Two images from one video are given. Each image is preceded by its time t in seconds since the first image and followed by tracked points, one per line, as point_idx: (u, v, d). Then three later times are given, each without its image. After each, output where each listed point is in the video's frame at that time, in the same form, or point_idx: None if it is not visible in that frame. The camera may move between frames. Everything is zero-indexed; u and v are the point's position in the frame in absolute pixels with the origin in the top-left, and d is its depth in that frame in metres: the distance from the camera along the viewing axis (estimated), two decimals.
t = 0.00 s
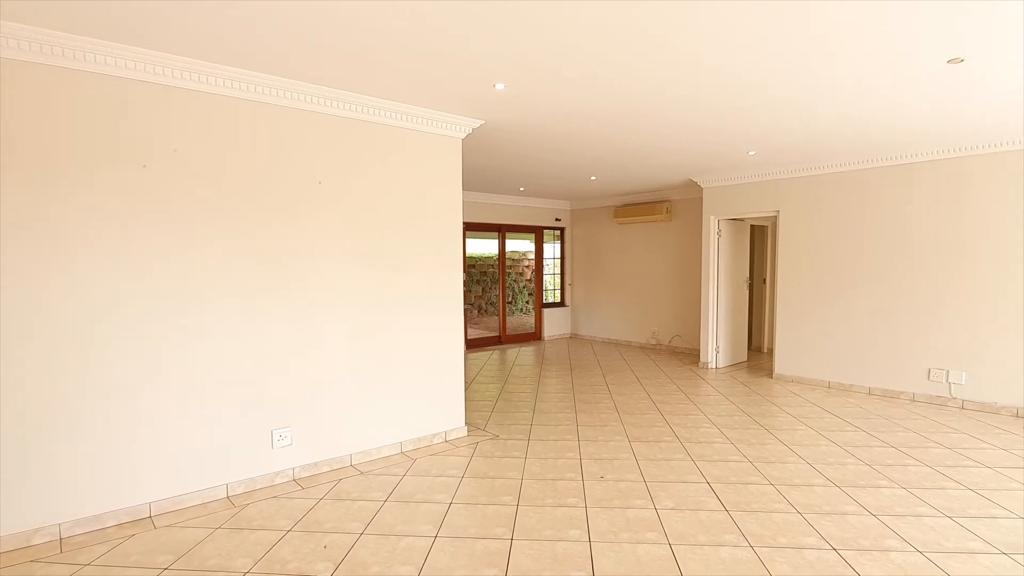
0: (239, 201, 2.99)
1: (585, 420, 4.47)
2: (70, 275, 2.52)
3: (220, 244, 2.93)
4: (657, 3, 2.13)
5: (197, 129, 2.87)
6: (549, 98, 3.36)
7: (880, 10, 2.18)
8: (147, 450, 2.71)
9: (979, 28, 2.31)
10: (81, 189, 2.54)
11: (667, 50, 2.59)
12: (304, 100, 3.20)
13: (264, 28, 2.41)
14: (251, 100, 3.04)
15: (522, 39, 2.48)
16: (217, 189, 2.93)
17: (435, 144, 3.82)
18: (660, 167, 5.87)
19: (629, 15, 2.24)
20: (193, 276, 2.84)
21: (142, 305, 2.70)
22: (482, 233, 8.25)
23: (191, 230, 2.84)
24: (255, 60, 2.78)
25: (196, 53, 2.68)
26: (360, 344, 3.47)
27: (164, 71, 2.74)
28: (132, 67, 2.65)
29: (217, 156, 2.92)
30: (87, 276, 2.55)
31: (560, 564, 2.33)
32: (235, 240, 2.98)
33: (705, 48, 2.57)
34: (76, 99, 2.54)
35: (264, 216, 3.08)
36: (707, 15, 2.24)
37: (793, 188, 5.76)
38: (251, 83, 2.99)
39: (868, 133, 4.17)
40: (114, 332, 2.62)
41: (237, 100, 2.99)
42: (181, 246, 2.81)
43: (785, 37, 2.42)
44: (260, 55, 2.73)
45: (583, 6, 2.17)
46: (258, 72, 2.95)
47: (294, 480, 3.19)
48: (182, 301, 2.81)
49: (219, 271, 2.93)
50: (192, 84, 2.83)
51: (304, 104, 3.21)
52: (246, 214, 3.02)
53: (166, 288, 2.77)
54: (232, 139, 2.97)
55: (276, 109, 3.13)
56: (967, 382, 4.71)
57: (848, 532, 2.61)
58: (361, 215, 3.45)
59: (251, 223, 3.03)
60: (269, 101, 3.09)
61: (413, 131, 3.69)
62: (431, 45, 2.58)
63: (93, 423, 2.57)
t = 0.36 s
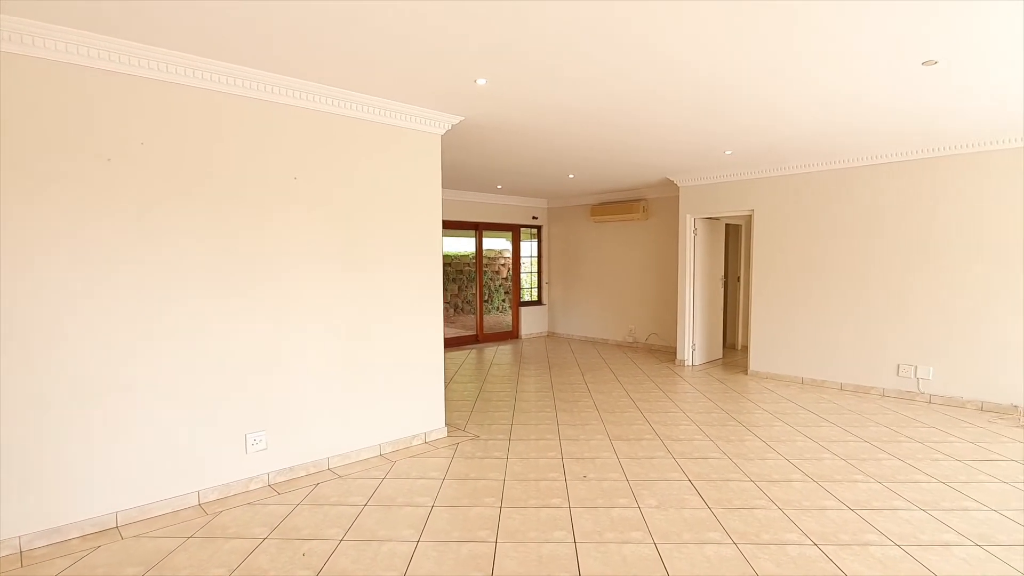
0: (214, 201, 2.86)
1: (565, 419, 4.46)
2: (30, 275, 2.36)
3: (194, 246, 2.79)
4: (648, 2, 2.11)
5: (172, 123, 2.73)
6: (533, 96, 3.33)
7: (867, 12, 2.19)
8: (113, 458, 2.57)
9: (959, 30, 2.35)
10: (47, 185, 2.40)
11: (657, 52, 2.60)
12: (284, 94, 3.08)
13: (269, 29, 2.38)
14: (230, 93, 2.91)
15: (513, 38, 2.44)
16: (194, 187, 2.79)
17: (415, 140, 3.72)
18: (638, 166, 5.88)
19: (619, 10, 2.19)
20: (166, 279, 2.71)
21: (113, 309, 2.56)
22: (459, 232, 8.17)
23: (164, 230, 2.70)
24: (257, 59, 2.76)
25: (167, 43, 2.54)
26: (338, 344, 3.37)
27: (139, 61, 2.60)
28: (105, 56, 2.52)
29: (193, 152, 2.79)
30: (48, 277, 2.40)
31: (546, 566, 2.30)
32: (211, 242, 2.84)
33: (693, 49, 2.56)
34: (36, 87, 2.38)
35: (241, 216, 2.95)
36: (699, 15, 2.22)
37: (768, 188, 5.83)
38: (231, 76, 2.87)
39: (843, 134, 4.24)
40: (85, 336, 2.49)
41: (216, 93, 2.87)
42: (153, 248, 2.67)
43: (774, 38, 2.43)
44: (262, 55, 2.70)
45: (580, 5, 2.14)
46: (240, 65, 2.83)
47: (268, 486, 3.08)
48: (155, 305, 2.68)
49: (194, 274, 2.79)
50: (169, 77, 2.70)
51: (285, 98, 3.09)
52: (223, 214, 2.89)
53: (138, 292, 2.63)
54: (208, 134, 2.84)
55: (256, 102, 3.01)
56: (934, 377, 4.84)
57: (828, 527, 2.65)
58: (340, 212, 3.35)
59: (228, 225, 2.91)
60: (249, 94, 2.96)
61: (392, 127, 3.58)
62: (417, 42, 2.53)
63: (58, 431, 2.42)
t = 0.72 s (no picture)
0: (174, 197, 2.73)
1: (539, 419, 4.43)
2: None
3: (154, 245, 2.66)
4: None
5: (132, 114, 2.60)
6: (509, 93, 3.29)
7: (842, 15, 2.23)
8: (67, 470, 2.42)
9: (927, 36, 2.42)
10: None
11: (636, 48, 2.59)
12: (251, 87, 2.97)
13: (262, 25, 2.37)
14: (193, 85, 2.78)
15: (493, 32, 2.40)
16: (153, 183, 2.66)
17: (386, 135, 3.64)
18: (611, 165, 5.90)
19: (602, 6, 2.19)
20: (124, 280, 2.57)
21: (67, 312, 2.41)
22: (430, 230, 8.07)
23: (121, 229, 2.56)
24: (223, 50, 2.64)
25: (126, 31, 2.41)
26: (308, 346, 3.26)
27: (95, 49, 2.46)
28: (58, 43, 2.37)
29: (153, 145, 2.66)
30: None
31: (526, 570, 2.26)
32: (171, 241, 2.72)
33: (672, 47, 2.58)
34: None
35: (203, 213, 2.83)
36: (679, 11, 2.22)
37: (736, 188, 5.93)
38: (194, 67, 2.74)
39: (811, 136, 4.33)
40: (39, 339, 2.34)
41: (179, 84, 2.74)
42: (110, 247, 2.53)
43: (752, 36, 2.45)
44: (251, 52, 2.67)
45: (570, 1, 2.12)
46: (205, 55, 2.71)
47: (235, 494, 2.95)
48: (112, 306, 2.54)
49: (154, 276, 2.66)
50: (129, 66, 2.57)
51: (251, 90, 2.98)
52: (184, 211, 2.76)
53: (93, 292, 2.49)
54: (169, 126, 2.71)
55: (221, 94, 2.89)
56: (895, 372, 5.00)
57: (802, 522, 2.69)
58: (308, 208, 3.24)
59: (189, 223, 2.78)
60: (214, 86, 2.84)
61: (362, 122, 3.50)
62: (395, 35, 2.47)
63: (6, 442, 2.26)
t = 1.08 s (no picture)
0: (140, 195, 2.61)
1: (518, 420, 4.39)
2: None
3: (115, 245, 2.53)
4: None
5: (94, 107, 2.47)
6: (489, 90, 3.25)
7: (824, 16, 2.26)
8: (22, 483, 2.28)
9: (903, 38, 2.47)
10: None
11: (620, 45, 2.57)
12: (220, 79, 2.86)
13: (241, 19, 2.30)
14: (160, 77, 2.67)
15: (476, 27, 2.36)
16: (116, 179, 2.54)
17: (359, 132, 3.55)
18: (587, 164, 5.91)
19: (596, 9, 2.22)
20: (84, 281, 2.44)
21: (24, 315, 2.28)
22: (403, 229, 7.95)
23: (80, 227, 2.43)
24: (189, 39, 2.52)
25: (85, 18, 2.29)
26: (279, 348, 3.15)
27: (51, 36, 2.32)
28: (11, 29, 2.22)
29: (116, 140, 2.54)
30: None
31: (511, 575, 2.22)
32: (135, 240, 2.59)
33: (658, 47, 2.60)
34: None
35: (170, 211, 2.71)
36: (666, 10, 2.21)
37: (709, 188, 6.00)
38: (159, 57, 2.62)
39: (783, 136, 4.40)
40: None
41: (144, 77, 2.62)
42: (67, 247, 2.39)
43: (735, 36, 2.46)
44: (223, 43, 2.57)
45: None
46: (171, 45, 2.59)
47: (205, 504, 2.83)
48: (72, 309, 2.41)
49: (116, 277, 2.54)
50: (92, 56, 2.45)
51: (221, 84, 2.87)
52: (148, 209, 2.64)
53: (51, 295, 2.35)
54: (134, 120, 2.59)
55: (188, 87, 2.77)
56: (864, 368, 5.12)
57: (782, 518, 2.71)
58: (280, 205, 3.14)
59: (156, 221, 2.66)
60: (180, 78, 2.73)
61: (335, 118, 3.41)
62: (372, 28, 2.39)
63: None
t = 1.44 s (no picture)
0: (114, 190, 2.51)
1: (501, 421, 4.34)
2: None
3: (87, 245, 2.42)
4: None
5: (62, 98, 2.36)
6: (473, 89, 3.21)
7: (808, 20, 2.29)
8: None
9: (885, 42, 2.51)
10: None
11: (607, 48, 2.58)
12: (194, 72, 2.75)
13: (217, 9, 2.20)
14: (133, 68, 2.56)
15: (462, 24, 2.31)
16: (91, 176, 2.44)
17: (339, 129, 3.46)
18: (568, 163, 5.89)
19: (587, 15, 2.24)
20: (58, 283, 2.34)
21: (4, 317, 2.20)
22: (382, 228, 7.84)
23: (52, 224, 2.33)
24: (162, 29, 2.42)
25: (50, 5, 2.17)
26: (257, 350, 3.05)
27: (14, 23, 2.20)
28: None
29: (87, 134, 2.43)
30: None
31: None
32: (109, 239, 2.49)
33: (645, 49, 2.61)
34: None
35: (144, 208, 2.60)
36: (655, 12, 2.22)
37: (689, 188, 6.03)
38: (130, 48, 2.51)
39: (763, 136, 4.44)
40: None
41: (115, 68, 2.51)
42: (30, 247, 2.27)
43: (722, 38, 2.47)
44: (197, 34, 2.46)
45: None
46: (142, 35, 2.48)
47: (180, 513, 2.72)
48: (45, 313, 2.31)
49: (87, 283, 2.42)
50: (58, 45, 2.33)
51: (196, 76, 2.76)
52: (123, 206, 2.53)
53: (26, 300, 2.26)
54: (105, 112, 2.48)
55: (162, 80, 2.66)
56: (840, 366, 5.21)
57: (767, 516, 2.72)
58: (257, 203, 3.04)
59: (133, 220, 2.56)
60: (154, 69, 2.62)
61: (314, 114, 3.31)
62: (355, 22, 2.32)
63: None
